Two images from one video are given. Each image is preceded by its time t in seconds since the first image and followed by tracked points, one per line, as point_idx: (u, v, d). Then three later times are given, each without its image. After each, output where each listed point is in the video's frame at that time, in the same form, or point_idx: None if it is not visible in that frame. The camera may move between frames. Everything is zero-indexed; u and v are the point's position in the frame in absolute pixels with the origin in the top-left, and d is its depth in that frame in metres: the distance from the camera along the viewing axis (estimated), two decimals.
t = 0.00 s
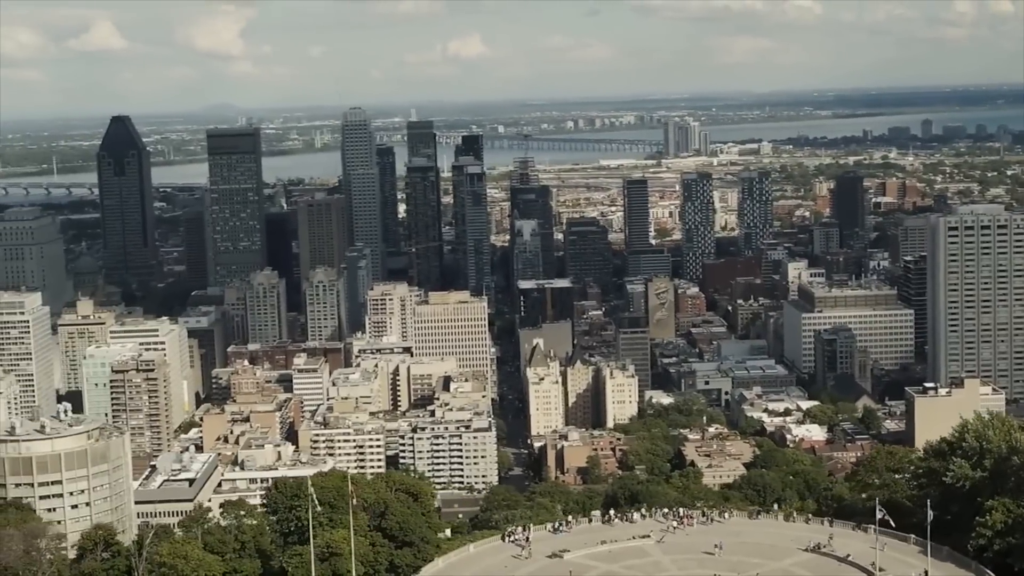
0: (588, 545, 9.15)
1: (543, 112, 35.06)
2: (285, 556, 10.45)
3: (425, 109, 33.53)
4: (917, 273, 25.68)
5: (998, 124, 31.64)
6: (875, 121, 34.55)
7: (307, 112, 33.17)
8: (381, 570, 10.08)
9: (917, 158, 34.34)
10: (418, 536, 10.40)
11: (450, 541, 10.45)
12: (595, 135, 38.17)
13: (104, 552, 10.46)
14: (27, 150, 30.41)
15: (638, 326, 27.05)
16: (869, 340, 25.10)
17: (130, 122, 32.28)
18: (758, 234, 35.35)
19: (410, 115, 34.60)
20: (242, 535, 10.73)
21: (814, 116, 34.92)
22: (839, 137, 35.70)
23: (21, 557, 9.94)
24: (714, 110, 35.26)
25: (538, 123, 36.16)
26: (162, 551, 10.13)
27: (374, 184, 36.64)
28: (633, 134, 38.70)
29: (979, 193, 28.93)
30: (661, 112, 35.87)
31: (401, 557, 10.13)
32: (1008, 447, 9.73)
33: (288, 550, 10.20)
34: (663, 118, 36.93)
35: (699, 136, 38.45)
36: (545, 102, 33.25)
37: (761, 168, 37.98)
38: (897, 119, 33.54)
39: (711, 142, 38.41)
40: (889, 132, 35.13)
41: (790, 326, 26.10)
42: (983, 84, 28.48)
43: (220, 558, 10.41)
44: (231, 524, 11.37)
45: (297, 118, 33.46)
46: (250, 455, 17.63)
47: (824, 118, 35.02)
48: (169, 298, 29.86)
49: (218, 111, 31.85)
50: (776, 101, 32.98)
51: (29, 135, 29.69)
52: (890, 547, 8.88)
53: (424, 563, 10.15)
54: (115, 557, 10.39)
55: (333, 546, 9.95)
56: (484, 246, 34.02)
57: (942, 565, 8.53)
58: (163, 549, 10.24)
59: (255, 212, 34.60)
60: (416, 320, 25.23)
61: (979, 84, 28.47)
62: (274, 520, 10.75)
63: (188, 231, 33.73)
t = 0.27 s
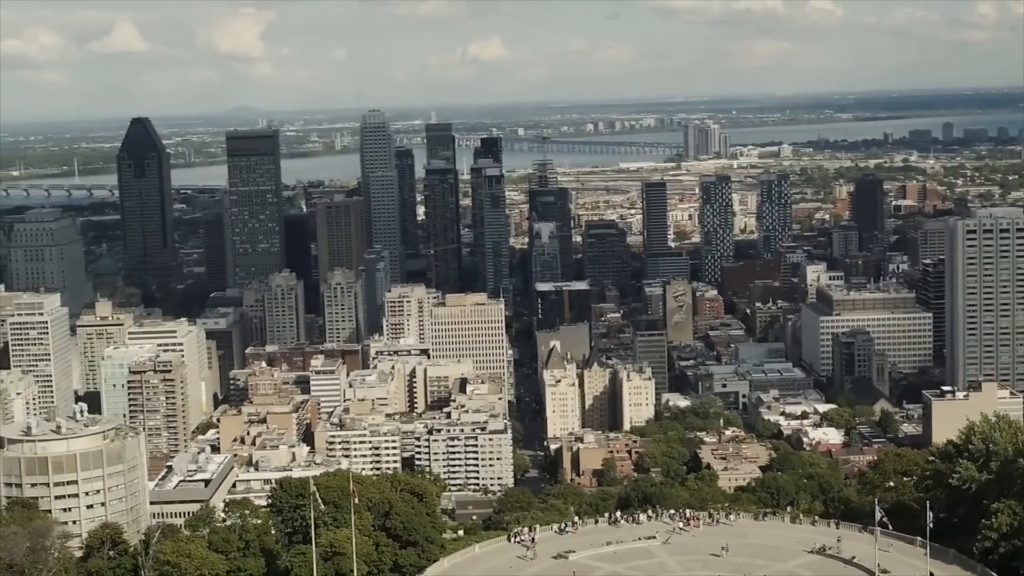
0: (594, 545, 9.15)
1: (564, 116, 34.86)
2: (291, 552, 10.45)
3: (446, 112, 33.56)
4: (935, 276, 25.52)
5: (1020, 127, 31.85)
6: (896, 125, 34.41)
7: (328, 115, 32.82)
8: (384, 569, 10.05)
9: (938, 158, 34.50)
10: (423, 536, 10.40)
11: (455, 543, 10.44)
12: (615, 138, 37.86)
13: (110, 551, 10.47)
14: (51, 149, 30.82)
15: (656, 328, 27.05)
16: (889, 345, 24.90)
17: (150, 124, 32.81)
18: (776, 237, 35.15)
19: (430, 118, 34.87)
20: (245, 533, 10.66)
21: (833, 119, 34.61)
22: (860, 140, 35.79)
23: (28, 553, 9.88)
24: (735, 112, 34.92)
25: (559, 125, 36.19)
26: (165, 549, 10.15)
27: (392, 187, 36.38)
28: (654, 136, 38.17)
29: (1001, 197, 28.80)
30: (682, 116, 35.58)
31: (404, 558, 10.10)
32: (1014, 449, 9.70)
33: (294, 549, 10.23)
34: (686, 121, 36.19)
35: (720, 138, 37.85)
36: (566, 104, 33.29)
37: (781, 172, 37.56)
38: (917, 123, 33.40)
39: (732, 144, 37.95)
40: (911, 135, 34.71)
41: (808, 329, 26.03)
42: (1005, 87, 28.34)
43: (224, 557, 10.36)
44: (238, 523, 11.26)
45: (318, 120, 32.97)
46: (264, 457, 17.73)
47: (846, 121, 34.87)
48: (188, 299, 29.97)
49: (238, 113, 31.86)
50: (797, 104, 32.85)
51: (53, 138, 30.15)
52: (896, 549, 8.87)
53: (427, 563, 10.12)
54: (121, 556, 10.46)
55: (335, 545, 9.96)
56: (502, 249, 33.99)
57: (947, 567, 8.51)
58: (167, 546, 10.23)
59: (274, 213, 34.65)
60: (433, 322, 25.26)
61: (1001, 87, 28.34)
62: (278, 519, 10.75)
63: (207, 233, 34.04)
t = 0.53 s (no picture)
0: (599, 546, 9.15)
1: (581, 117, 34.86)
2: (294, 546, 10.40)
3: (462, 114, 33.59)
4: (951, 279, 25.46)
5: None
6: (914, 127, 34.31)
7: (345, 116, 33.15)
8: (388, 569, 10.06)
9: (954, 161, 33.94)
10: (427, 536, 10.41)
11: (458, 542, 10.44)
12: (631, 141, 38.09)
13: (116, 549, 10.59)
14: (69, 150, 31.15)
15: (670, 330, 27.04)
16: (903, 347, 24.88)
17: (167, 126, 33.42)
18: (793, 239, 35.24)
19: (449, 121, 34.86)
20: (250, 532, 10.62)
21: (851, 121, 34.36)
22: (877, 142, 35.64)
23: (34, 551, 10.17)
24: (752, 114, 34.75)
25: (577, 128, 36.51)
26: (168, 548, 10.16)
27: (408, 189, 36.33)
28: (671, 138, 38.18)
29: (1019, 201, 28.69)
30: (699, 117, 35.41)
31: (408, 558, 10.11)
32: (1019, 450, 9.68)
33: (295, 548, 10.21)
34: (702, 124, 36.32)
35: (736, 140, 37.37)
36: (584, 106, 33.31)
37: (799, 175, 37.02)
38: (935, 126, 33.27)
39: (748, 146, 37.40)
40: (929, 137, 34.56)
41: (824, 332, 25.96)
42: None
43: (225, 556, 10.33)
44: (242, 521, 11.24)
45: (336, 123, 33.34)
46: (277, 458, 17.79)
47: (866, 124, 34.80)
48: (204, 300, 30.08)
49: (256, 115, 32.01)
50: (815, 107, 32.76)
51: (71, 139, 30.41)
52: (901, 550, 8.86)
53: (427, 565, 10.11)
54: (128, 554, 10.55)
55: (338, 545, 9.89)
56: (518, 251, 33.96)
57: (951, 568, 8.51)
58: (170, 545, 10.24)
59: (291, 215, 34.69)
60: (449, 323, 25.25)
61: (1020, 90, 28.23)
62: (283, 518, 10.69)
63: (224, 234, 34.02)
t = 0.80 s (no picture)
0: (604, 546, 9.16)
1: (598, 120, 34.81)
2: (298, 544, 10.42)
3: (479, 116, 33.58)
4: (967, 281, 25.40)
5: None
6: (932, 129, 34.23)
7: (362, 118, 32.98)
8: (392, 569, 10.08)
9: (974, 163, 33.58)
10: (431, 536, 10.40)
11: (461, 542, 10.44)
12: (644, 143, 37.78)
13: (122, 548, 10.56)
14: (87, 153, 31.38)
15: (686, 332, 27.03)
16: (919, 349, 24.63)
17: (185, 126, 33.10)
18: (809, 241, 35.17)
19: (464, 122, 34.68)
20: (254, 531, 10.70)
21: (869, 123, 34.34)
22: (896, 145, 35.69)
23: (38, 551, 10.43)
24: (770, 116, 34.68)
25: (594, 130, 35.84)
26: (172, 546, 10.21)
27: (424, 190, 36.62)
28: (688, 140, 37.26)
29: None
30: (716, 120, 35.13)
31: (412, 558, 10.13)
32: None
33: (298, 547, 10.22)
34: (720, 126, 35.62)
35: (754, 143, 37.05)
36: (601, 108, 33.26)
37: (816, 177, 37.17)
38: (953, 129, 33.16)
39: (766, 149, 37.11)
40: (947, 139, 34.08)
41: (839, 335, 25.91)
42: None
43: (229, 555, 10.35)
44: (248, 519, 11.22)
45: (353, 124, 33.13)
46: (289, 459, 17.85)
47: (884, 125, 34.66)
48: (220, 301, 30.17)
49: (274, 117, 32.11)
50: (833, 109, 32.66)
51: (89, 142, 30.63)
52: (905, 551, 8.84)
53: (432, 564, 10.09)
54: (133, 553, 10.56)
55: (342, 544, 9.90)
56: (535, 253, 33.94)
57: (956, 570, 8.47)
58: (174, 544, 10.28)
59: (306, 217, 34.56)
60: (464, 325, 25.34)
61: None
62: (288, 518, 10.71)
63: (241, 236, 34.14)
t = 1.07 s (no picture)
0: (609, 548, 9.16)
1: (617, 122, 34.77)
2: (304, 543, 10.41)
3: (499, 119, 33.56)
4: (986, 285, 25.31)
5: None
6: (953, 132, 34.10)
7: (383, 120, 33.05)
8: (396, 569, 10.12)
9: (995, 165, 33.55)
10: (436, 536, 10.40)
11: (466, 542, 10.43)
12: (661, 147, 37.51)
13: (129, 547, 10.58)
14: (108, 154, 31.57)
15: (704, 334, 26.98)
16: (937, 352, 24.65)
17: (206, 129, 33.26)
18: (828, 244, 35.07)
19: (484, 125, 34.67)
20: (258, 530, 10.64)
21: (890, 126, 34.23)
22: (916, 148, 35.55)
23: (44, 548, 10.61)
24: (789, 120, 34.65)
25: (613, 133, 36.01)
26: (176, 544, 10.26)
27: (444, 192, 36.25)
28: (707, 143, 37.50)
29: None
30: (737, 122, 35.52)
31: (416, 557, 10.17)
32: None
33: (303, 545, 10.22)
34: (740, 128, 36.33)
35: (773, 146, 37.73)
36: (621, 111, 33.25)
37: (836, 180, 37.54)
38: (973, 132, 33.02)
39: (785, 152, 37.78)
40: (968, 143, 33.55)
41: (858, 338, 25.80)
42: None
43: (234, 554, 10.38)
44: (253, 517, 11.21)
45: (373, 127, 33.42)
46: (304, 460, 17.89)
47: (903, 127, 34.59)
48: (239, 304, 30.23)
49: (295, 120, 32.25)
50: (853, 112, 32.59)
51: (110, 144, 30.86)
52: (912, 554, 8.81)
53: (436, 564, 10.15)
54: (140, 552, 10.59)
55: (347, 544, 9.92)
56: (553, 255, 33.85)
57: (961, 572, 8.46)
58: (179, 542, 10.34)
59: (325, 219, 34.67)
60: (480, 326, 25.26)
61: None
62: (293, 518, 10.68)
63: (261, 239, 34.26)
